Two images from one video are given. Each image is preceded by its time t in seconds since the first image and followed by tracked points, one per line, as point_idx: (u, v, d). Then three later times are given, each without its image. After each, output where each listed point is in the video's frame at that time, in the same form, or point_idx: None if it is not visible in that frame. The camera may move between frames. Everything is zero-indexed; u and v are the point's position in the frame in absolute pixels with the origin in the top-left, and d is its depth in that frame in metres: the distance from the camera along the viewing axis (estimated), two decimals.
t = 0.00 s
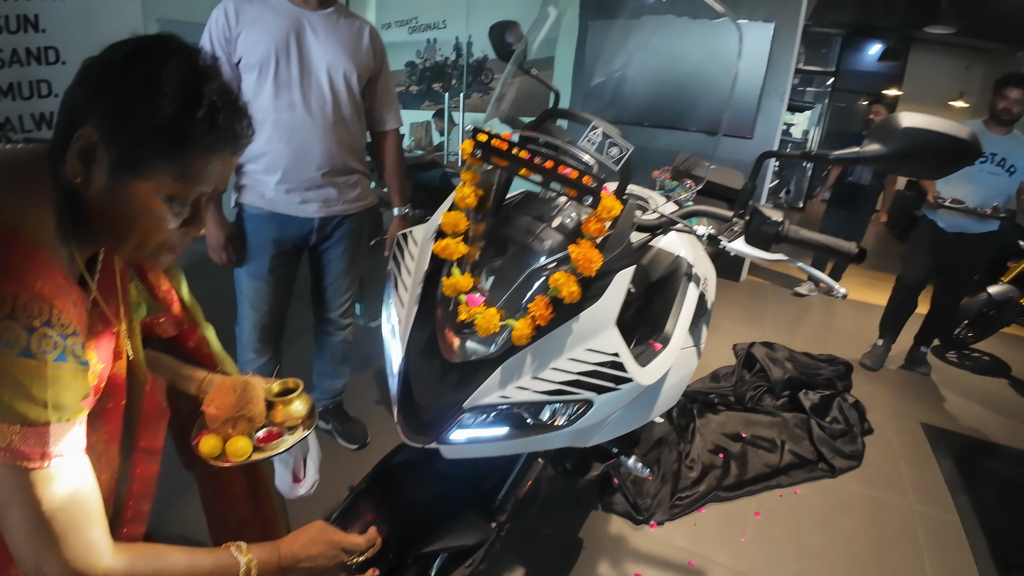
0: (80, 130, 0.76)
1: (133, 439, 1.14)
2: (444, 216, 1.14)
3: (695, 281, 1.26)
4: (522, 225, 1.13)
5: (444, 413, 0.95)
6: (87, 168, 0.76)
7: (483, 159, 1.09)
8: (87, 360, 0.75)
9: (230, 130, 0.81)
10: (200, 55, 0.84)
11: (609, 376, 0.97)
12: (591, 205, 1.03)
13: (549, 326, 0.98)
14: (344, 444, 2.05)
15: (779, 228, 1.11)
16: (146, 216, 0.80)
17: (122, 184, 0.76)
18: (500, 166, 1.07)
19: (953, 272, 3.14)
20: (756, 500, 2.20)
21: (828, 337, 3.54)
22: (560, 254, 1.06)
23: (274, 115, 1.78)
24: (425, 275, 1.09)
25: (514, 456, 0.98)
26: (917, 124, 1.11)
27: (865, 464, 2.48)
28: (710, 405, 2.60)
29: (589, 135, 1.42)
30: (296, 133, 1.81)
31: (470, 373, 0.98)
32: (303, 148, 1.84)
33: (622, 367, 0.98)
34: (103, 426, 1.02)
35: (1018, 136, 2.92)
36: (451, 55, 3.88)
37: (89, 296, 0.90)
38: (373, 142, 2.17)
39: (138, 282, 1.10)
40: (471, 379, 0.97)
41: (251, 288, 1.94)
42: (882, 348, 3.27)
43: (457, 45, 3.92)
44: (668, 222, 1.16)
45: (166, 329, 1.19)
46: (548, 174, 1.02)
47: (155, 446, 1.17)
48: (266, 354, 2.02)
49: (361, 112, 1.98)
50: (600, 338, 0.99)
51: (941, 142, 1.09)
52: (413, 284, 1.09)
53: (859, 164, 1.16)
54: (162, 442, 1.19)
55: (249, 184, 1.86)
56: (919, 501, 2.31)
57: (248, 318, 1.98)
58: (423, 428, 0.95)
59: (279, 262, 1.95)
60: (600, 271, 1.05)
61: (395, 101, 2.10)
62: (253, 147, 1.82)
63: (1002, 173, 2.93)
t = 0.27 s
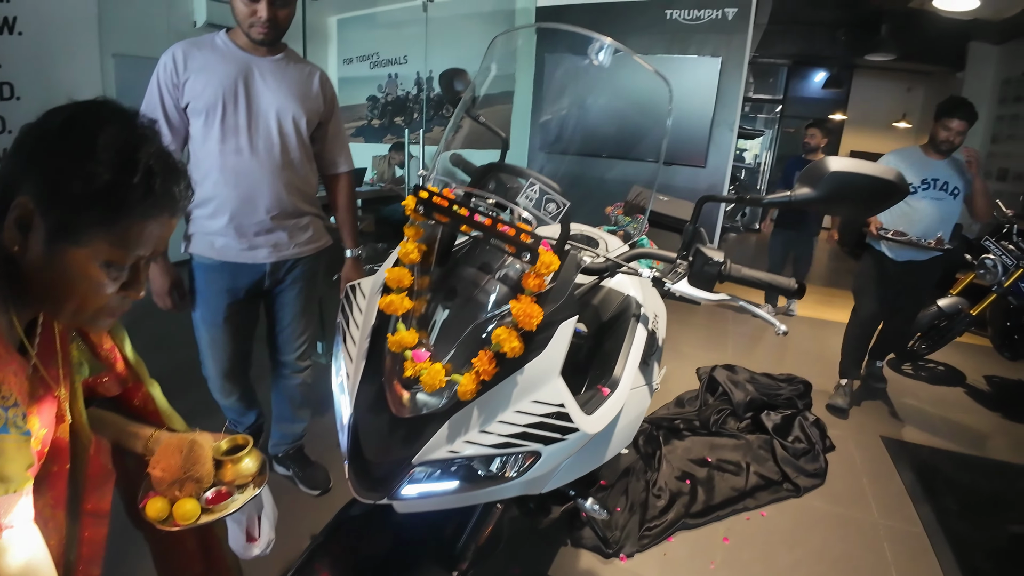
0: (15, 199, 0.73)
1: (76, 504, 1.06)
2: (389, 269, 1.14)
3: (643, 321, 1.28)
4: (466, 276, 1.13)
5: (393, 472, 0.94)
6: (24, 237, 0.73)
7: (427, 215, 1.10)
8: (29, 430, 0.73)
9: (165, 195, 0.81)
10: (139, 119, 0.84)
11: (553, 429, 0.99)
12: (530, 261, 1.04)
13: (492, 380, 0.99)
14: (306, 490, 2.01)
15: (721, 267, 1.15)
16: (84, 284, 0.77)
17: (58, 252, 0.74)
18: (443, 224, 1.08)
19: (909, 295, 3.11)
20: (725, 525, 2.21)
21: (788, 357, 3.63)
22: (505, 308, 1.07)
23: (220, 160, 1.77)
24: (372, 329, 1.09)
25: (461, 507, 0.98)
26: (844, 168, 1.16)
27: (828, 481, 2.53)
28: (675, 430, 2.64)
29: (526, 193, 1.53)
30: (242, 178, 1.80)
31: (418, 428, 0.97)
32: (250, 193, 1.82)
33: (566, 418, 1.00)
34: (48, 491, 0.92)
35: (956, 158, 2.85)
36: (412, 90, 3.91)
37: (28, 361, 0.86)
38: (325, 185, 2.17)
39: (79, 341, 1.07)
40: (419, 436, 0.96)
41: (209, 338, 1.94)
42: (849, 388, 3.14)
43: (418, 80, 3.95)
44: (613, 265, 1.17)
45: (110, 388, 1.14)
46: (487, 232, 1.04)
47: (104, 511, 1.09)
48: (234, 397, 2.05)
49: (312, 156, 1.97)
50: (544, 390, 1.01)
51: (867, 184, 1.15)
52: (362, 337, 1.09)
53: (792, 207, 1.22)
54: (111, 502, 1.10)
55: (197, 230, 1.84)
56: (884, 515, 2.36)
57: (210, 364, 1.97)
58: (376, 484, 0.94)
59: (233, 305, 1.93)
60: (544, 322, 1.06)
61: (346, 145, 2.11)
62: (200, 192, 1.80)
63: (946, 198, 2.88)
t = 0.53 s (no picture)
0: None
1: (42, 556, 1.00)
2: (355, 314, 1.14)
3: (613, 356, 1.31)
4: (432, 317, 1.11)
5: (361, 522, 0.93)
6: None
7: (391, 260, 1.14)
8: None
9: (126, 249, 0.80)
10: (99, 170, 0.83)
11: (522, 472, 1.00)
12: (493, 307, 1.03)
13: (461, 426, 0.98)
14: (281, 526, 1.96)
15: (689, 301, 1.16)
16: (43, 336, 0.76)
17: (16, 308, 0.73)
18: (405, 265, 1.12)
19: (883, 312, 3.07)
20: (707, 546, 2.21)
21: (766, 373, 3.68)
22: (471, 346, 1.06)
23: (178, 193, 1.77)
24: (338, 374, 1.08)
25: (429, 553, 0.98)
26: (802, 204, 1.19)
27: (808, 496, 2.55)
28: (656, 452, 2.65)
29: (490, 238, 1.58)
30: (201, 211, 1.79)
31: (387, 475, 0.96)
32: (209, 227, 1.81)
33: (535, 461, 1.01)
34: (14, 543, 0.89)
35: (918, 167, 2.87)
36: (389, 115, 3.93)
37: None
38: (293, 215, 2.14)
39: (42, 391, 1.03)
40: (388, 482, 0.95)
41: (183, 369, 1.92)
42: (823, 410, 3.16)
43: (395, 105, 3.99)
44: (581, 300, 1.19)
45: (74, 437, 1.11)
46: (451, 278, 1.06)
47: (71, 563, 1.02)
48: (216, 421, 2.04)
49: (276, 187, 1.95)
50: (514, 433, 1.02)
51: (825, 220, 1.19)
52: (329, 382, 1.08)
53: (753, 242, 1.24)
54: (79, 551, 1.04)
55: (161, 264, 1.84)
56: (864, 529, 2.38)
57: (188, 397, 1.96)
58: (343, 531, 0.94)
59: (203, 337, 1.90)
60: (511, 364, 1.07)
61: (313, 174, 2.08)
62: (159, 227, 1.79)
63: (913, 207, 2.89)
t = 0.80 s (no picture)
0: None
1: None
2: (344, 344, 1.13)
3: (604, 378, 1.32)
4: (421, 345, 1.11)
5: (355, 552, 0.95)
6: None
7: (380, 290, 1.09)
8: None
9: (111, 284, 0.80)
10: (83, 204, 0.83)
11: (514, 501, 1.00)
12: (483, 338, 1.03)
13: (451, 457, 0.98)
14: (273, 548, 1.94)
15: (677, 325, 1.17)
16: (32, 373, 0.76)
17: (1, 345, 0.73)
18: (394, 296, 1.08)
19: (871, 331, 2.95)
20: (704, 562, 2.20)
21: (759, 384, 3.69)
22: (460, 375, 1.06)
23: (156, 215, 1.78)
24: (329, 403, 1.06)
25: None
26: (789, 229, 1.21)
27: (802, 508, 2.55)
28: (651, 467, 2.64)
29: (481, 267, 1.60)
30: (179, 232, 1.80)
31: (377, 506, 0.96)
32: (187, 247, 1.81)
33: (527, 490, 1.01)
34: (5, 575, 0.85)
35: (909, 176, 2.80)
36: (382, 129, 3.96)
37: None
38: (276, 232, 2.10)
39: (30, 422, 1.03)
40: (378, 514, 0.96)
41: (174, 384, 1.92)
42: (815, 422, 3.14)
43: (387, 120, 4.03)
44: (573, 323, 1.18)
45: (62, 467, 1.10)
46: (440, 308, 1.04)
47: None
48: (210, 432, 2.03)
49: (256, 205, 1.95)
50: (506, 463, 1.03)
51: (811, 244, 1.20)
52: (319, 412, 1.05)
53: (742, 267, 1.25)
54: None
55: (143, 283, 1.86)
56: (859, 540, 2.38)
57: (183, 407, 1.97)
58: (336, 562, 0.96)
59: (191, 355, 1.91)
60: (502, 395, 1.07)
61: (296, 193, 2.06)
62: (141, 248, 1.82)
63: (907, 218, 2.82)
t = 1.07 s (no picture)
0: None
1: None
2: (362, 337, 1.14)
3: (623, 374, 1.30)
4: (439, 340, 1.11)
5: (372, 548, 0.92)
6: None
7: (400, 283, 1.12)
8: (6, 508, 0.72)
9: (129, 270, 0.80)
10: (103, 193, 0.84)
11: (534, 495, 0.99)
12: (505, 331, 1.04)
13: (472, 451, 0.98)
14: (285, 543, 1.94)
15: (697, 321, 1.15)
16: (47, 361, 0.76)
17: (19, 332, 0.73)
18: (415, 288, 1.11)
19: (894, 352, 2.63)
20: (716, 562, 2.18)
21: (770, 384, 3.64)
22: (481, 359, 1.07)
23: (165, 210, 1.80)
24: (347, 398, 1.07)
25: None
26: (810, 224, 1.20)
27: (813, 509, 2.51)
28: (663, 466, 2.62)
29: (502, 259, 1.59)
30: (186, 227, 1.81)
31: (394, 502, 0.95)
32: (194, 240, 1.82)
33: (548, 484, 1.00)
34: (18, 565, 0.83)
35: (940, 181, 2.47)
36: (392, 128, 3.97)
37: None
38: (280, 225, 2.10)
39: (46, 411, 1.01)
40: (395, 511, 0.94)
41: (188, 369, 1.94)
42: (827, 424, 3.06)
43: (398, 118, 4.03)
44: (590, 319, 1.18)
45: (75, 458, 1.09)
46: (462, 300, 1.06)
47: None
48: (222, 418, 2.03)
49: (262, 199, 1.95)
50: (526, 457, 1.02)
51: (833, 240, 1.19)
52: (338, 406, 1.06)
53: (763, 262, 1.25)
54: None
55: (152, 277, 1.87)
56: (871, 542, 2.36)
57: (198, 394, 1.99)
58: (353, 557, 0.91)
59: (201, 341, 1.93)
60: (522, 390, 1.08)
61: (301, 186, 2.06)
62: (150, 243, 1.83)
63: (936, 227, 2.48)
